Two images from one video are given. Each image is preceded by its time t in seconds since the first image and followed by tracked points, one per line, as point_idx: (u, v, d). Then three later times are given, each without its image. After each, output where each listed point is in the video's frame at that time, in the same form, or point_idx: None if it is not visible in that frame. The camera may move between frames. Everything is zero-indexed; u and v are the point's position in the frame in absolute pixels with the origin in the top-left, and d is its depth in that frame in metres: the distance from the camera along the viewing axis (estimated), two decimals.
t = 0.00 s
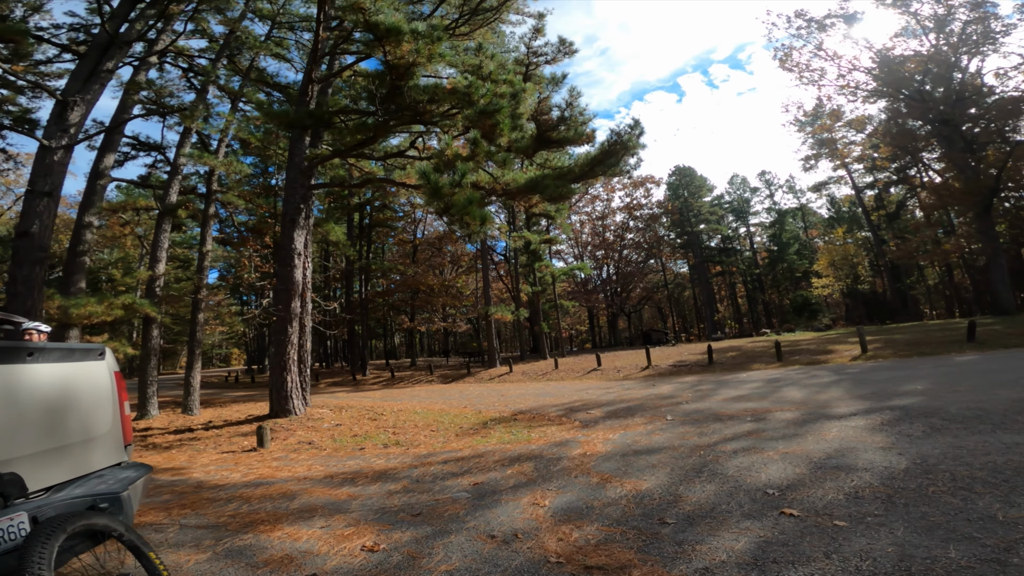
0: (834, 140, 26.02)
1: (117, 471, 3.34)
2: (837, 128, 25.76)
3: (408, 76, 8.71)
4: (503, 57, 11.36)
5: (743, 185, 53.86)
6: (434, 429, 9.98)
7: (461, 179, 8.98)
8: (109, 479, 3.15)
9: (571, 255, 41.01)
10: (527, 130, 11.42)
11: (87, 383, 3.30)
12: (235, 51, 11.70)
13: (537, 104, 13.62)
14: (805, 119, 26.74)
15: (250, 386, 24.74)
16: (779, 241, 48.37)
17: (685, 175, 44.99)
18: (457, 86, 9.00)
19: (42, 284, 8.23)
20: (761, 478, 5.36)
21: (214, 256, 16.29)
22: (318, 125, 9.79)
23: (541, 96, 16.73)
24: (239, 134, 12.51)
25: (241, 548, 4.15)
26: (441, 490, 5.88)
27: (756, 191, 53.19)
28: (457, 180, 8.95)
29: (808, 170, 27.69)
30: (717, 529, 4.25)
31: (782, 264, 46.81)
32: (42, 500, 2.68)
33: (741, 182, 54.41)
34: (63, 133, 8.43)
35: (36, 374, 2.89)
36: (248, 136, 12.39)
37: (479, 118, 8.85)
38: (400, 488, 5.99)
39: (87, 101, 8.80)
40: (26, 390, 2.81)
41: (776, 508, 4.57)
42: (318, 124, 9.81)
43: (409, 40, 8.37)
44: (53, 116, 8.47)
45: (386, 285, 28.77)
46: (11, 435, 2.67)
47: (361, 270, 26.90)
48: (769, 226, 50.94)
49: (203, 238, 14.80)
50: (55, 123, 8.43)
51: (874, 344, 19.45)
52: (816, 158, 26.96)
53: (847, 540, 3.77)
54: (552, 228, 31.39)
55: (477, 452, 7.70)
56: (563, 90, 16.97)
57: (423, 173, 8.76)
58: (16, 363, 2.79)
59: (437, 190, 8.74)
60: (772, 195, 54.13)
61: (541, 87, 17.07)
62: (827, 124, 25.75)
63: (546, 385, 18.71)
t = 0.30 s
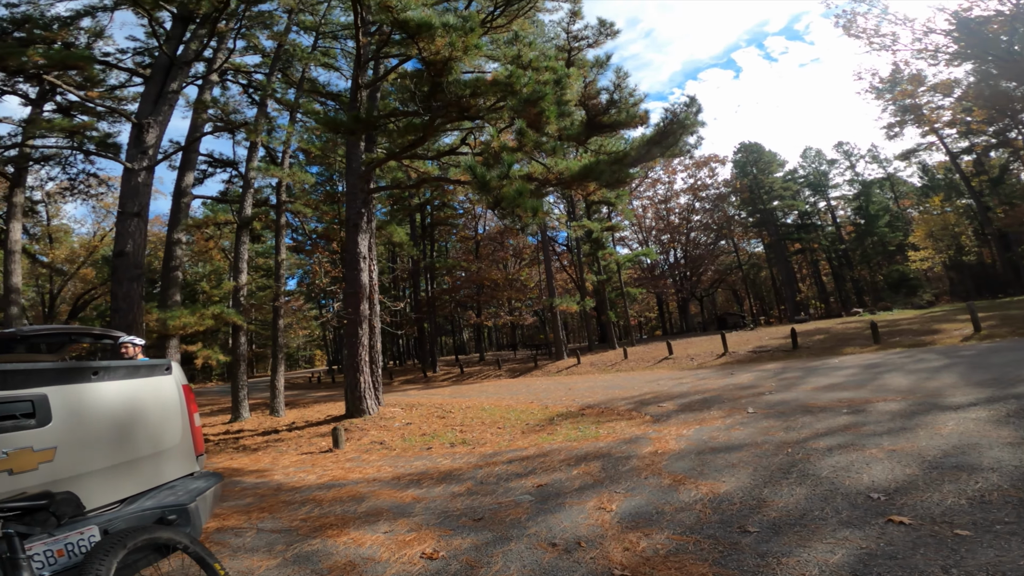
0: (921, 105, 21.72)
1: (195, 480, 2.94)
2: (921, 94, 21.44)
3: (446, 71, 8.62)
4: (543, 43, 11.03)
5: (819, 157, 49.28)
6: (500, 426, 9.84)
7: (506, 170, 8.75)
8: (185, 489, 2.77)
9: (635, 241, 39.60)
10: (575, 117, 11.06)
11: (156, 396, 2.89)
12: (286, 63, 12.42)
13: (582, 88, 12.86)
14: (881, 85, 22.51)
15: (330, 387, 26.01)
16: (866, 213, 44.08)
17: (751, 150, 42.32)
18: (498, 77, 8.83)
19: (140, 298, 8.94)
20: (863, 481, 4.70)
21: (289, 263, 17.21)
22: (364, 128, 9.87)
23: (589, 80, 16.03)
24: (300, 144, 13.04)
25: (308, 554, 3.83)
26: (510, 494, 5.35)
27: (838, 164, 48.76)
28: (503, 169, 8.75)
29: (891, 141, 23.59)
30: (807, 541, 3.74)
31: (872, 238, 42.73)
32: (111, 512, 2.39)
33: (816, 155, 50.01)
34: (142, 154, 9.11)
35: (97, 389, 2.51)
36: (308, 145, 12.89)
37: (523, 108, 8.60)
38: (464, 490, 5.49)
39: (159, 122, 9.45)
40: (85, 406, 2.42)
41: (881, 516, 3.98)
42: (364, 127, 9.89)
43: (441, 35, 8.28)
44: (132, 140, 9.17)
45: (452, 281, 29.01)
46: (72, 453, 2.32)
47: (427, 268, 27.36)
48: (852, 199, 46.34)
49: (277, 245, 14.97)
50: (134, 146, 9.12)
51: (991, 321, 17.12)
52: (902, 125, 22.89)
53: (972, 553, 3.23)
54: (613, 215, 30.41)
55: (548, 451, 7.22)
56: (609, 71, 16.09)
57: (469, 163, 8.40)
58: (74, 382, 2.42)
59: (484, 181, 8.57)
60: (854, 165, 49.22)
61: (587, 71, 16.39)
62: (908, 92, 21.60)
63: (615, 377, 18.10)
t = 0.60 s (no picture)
0: (1011, 82, 18.74)
1: (259, 479, 2.75)
2: (1011, 71, 18.38)
3: (493, 64, 8.42)
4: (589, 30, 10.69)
5: (898, 138, 44.92)
6: (560, 424, 9.64)
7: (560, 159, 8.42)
8: (249, 488, 2.58)
9: (697, 233, 37.99)
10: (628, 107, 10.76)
11: (221, 394, 2.68)
12: (339, 68, 12.85)
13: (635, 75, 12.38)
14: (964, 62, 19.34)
15: (393, 384, 26.77)
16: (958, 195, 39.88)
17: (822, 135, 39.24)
18: (546, 68, 8.61)
19: (219, 300, 9.48)
20: (977, 486, 4.11)
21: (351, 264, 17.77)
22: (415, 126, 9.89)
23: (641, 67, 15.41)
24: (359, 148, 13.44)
25: (366, 553, 3.82)
26: (571, 495, 5.11)
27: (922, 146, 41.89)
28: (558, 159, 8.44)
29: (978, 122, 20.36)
30: (912, 550, 3.29)
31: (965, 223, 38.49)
32: (175, 511, 2.21)
33: (894, 138, 45.72)
34: (215, 163, 9.65)
35: (164, 387, 2.32)
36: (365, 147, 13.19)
37: (575, 96, 8.30)
38: (522, 491, 5.33)
39: (228, 131, 9.95)
40: (151, 404, 2.23)
41: (1000, 524, 3.46)
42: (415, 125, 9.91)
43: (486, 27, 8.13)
44: (205, 149, 9.71)
45: (510, 279, 28.98)
46: (138, 451, 2.14)
47: (485, 266, 27.48)
48: (940, 181, 41.91)
49: (341, 246, 15.20)
50: (209, 155, 9.66)
51: None
52: (990, 105, 19.88)
53: None
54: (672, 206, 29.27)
55: (611, 450, 6.87)
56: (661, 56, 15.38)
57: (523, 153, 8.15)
58: (141, 380, 2.22)
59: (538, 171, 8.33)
60: (940, 144, 44.43)
61: (638, 58, 15.78)
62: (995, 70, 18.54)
63: (679, 373, 17.40)
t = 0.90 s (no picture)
0: None
1: (303, 487, 2.61)
2: None
3: (544, 59, 8.30)
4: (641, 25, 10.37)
5: (981, 135, 41.33)
6: (610, 432, 9.27)
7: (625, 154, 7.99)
8: (292, 496, 2.44)
9: (754, 237, 36.32)
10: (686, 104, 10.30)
11: (268, 398, 2.57)
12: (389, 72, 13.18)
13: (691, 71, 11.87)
14: None
15: (441, 386, 27.04)
16: None
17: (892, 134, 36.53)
18: (598, 65, 8.34)
19: (278, 300, 9.77)
20: None
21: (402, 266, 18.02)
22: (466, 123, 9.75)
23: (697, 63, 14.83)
24: (410, 151, 13.61)
25: (408, 564, 3.68)
26: (624, 509, 4.80)
27: (1001, 142, 38.48)
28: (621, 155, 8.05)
29: None
30: None
31: None
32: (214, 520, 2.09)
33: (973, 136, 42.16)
34: (275, 167, 9.98)
35: (210, 389, 2.22)
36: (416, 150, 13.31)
37: (631, 91, 7.97)
38: (571, 503, 5.07)
39: (287, 135, 10.28)
40: (196, 406, 2.13)
41: None
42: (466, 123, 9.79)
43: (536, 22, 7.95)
44: (266, 153, 10.05)
45: (558, 283, 28.67)
46: (179, 456, 2.03)
47: (532, 270, 27.32)
48: None
49: (393, 249, 15.33)
50: (268, 159, 10.00)
51: None
52: None
53: None
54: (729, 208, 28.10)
55: (667, 463, 6.45)
56: (718, 52, 14.73)
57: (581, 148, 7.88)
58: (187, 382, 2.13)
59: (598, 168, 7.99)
60: None
61: (694, 53, 15.20)
62: None
63: (736, 382, 16.55)
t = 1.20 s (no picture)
0: None
1: (357, 487, 2.55)
2: None
3: (589, 42, 7.95)
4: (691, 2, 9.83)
5: None
6: (670, 429, 8.89)
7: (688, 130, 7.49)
8: (346, 498, 2.37)
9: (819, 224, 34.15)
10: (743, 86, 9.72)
11: (322, 394, 2.51)
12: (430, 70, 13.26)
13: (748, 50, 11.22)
14: None
15: (493, 380, 27.20)
16: None
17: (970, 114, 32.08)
18: (646, 47, 7.91)
19: (336, 297, 10.01)
20: None
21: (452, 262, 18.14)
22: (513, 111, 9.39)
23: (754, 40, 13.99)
24: (456, 146, 13.61)
25: (460, 566, 3.57)
26: (690, 512, 4.50)
27: None
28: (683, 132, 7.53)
29: None
30: None
31: None
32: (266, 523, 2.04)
33: None
34: (328, 167, 10.22)
35: (262, 384, 2.17)
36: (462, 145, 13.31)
37: (686, 71, 7.56)
38: (632, 504, 4.81)
39: (337, 135, 10.49)
40: (247, 403, 2.08)
41: None
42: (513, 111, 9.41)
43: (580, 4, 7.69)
44: (319, 154, 10.29)
45: (609, 276, 28.11)
46: (231, 455, 2.00)
47: (583, 263, 26.90)
48: None
49: (444, 245, 15.39)
50: (322, 160, 10.24)
51: None
52: None
53: None
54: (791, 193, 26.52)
55: (736, 462, 6.03)
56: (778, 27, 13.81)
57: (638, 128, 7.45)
58: (240, 377, 2.08)
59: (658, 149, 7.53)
60: None
61: (751, 29, 14.34)
62: None
63: (804, 376, 15.59)
